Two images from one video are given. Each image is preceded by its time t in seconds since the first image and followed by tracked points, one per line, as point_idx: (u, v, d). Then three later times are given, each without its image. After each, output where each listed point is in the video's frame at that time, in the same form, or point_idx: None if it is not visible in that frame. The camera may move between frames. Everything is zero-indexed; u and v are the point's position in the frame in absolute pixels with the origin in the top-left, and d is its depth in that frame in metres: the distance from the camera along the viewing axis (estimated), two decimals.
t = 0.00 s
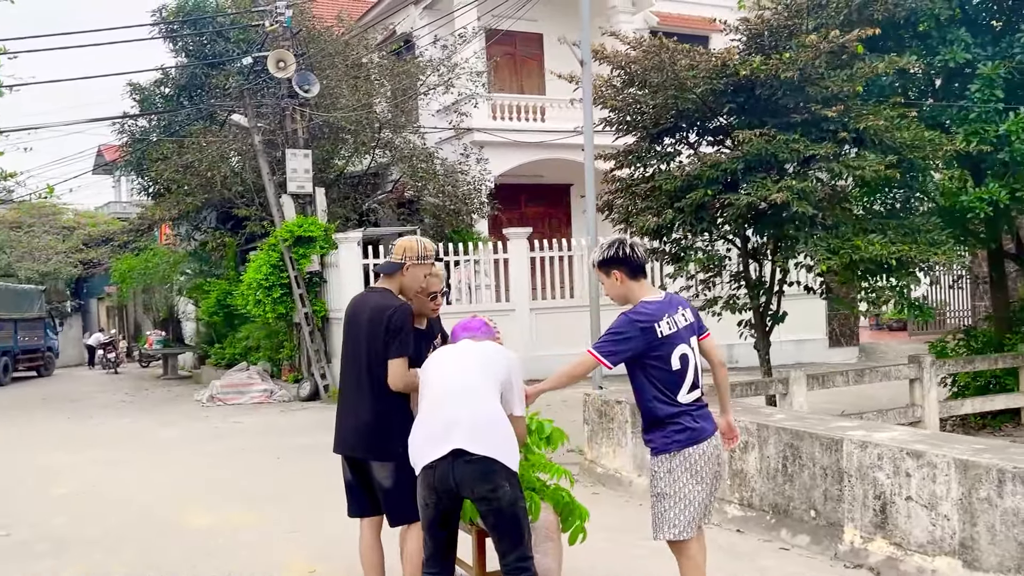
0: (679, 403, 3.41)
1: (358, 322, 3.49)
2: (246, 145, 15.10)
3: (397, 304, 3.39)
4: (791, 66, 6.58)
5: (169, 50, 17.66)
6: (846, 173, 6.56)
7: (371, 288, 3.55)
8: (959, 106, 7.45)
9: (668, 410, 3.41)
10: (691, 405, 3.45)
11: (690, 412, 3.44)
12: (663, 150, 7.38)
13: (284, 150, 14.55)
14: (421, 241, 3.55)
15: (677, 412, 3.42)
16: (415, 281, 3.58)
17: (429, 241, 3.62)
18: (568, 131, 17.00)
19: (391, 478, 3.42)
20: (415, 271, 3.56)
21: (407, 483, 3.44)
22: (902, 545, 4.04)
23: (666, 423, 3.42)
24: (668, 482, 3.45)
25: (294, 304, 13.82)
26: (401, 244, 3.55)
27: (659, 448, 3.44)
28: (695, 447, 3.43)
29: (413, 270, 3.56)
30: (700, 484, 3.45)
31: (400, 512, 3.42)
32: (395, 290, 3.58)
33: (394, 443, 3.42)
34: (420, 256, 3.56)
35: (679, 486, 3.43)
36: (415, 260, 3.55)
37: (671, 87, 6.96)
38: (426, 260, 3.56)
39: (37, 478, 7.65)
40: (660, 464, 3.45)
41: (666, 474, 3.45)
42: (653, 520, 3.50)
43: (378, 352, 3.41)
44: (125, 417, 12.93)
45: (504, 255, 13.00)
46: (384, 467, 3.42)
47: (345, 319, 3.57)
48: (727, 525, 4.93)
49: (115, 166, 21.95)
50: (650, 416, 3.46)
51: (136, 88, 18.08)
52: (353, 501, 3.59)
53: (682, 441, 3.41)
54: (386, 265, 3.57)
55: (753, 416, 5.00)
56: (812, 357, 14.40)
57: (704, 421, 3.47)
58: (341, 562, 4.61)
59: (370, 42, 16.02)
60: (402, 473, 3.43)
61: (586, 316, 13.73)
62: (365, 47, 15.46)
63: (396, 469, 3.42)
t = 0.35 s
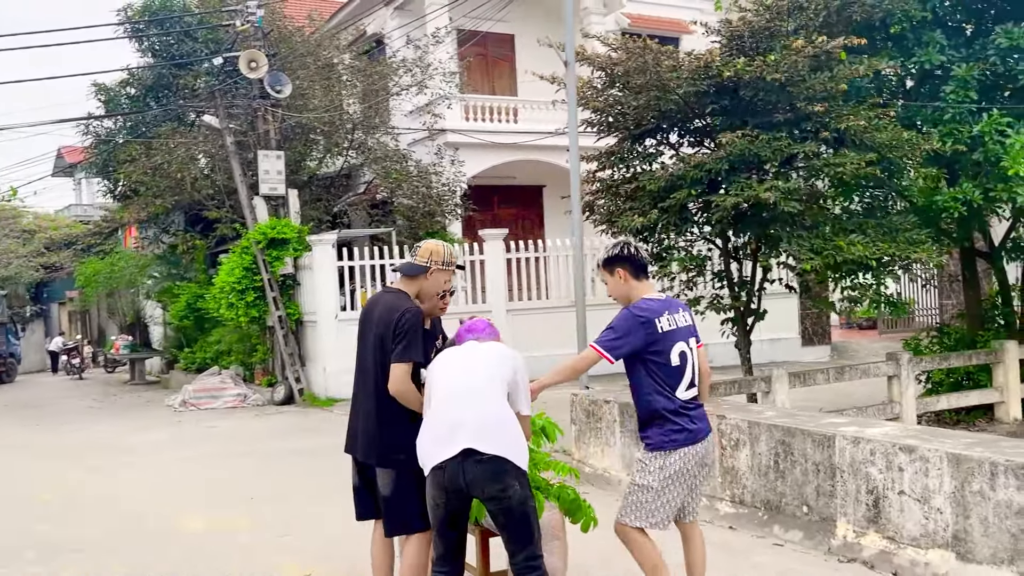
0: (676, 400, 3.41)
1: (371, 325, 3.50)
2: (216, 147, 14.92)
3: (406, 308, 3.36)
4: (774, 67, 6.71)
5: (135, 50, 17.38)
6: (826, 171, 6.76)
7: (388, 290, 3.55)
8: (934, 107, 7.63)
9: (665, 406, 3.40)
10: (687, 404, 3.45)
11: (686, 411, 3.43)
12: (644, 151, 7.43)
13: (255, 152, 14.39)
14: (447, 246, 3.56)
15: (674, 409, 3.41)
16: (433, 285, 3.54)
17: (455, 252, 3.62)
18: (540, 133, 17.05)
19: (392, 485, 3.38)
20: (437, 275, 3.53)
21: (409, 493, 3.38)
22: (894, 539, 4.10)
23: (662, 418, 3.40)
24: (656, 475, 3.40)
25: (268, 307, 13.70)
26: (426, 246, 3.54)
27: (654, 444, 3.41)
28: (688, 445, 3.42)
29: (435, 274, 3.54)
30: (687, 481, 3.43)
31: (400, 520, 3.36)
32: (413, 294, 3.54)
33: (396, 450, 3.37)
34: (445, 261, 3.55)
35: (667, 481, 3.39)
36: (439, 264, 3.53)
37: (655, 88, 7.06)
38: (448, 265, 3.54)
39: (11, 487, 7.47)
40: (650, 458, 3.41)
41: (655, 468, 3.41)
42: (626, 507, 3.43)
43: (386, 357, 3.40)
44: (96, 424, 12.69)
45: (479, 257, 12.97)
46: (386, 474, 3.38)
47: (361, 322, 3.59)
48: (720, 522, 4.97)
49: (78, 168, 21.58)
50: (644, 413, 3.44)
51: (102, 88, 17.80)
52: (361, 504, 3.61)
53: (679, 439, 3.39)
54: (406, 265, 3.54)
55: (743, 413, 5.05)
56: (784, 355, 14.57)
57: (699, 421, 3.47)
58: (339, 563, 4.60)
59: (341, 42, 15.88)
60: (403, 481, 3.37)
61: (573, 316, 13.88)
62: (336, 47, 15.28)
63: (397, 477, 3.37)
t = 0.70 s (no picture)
0: (651, 406, 3.38)
1: (372, 327, 3.50)
2: (199, 148, 14.87)
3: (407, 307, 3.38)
4: (760, 67, 6.78)
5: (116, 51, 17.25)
6: (812, 171, 6.83)
7: (385, 289, 3.55)
8: (917, 108, 7.70)
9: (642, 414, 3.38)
10: (665, 408, 3.41)
11: (663, 415, 3.40)
12: (630, 151, 7.47)
13: (239, 153, 14.33)
14: (443, 246, 3.60)
15: (651, 417, 3.39)
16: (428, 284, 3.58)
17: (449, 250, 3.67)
18: (523, 133, 17.08)
19: (405, 486, 3.39)
20: (434, 273, 3.57)
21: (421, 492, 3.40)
22: (885, 533, 4.15)
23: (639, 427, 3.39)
24: (637, 483, 3.41)
25: (252, 308, 13.65)
26: (424, 243, 3.57)
27: (636, 450, 3.41)
28: (667, 449, 3.40)
29: (432, 271, 3.57)
30: (669, 485, 3.44)
31: (413, 521, 3.37)
32: (409, 290, 3.56)
33: (408, 451, 3.38)
34: (441, 258, 3.60)
35: (649, 487, 3.41)
36: (437, 261, 3.57)
37: (642, 89, 7.09)
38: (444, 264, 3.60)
39: None
40: (630, 466, 3.41)
41: (635, 476, 3.41)
42: (614, 513, 3.46)
43: (390, 357, 3.41)
44: (78, 427, 12.57)
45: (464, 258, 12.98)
46: (399, 476, 3.39)
47: (360, 325, 3.59)
48: (711, 519, 5.01)
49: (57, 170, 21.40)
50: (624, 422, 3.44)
51: (82, 89, 17.65)
52: (371, 507, 3.62)
53: (659, 445, 3.38)
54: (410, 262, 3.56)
55: (733, 411, 5.10)
56: (768, 353, 14.68)
57: (679, 424, 3.44)
58: (335, 562, 4.61)
59: (324, 43, 15.85)
60: (415, 481, 3.39)
61: (559, 315, 13.91)
62: (319, 47, 15.22)
63: (410, 478, 3.38)
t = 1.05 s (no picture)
0: (648, 397, 3.42)
1: (347, 333, 3.56)
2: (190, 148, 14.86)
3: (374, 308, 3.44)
4: (751, 67, 6.83)
5: (106, 51, 17.20)
6: (803, 171, 6.88)
7: (355, 293, 3.61)
8: (906, 108, 7.76)
9: (643, 405, 3.41)
10: (659, 398, 3.47)
11: (658, 406, 3.45)
12: (623, 151, 7.51)
13: (231, 153, 14.31)
14: (408, 244, 3.67)
15: (650, 408, 3.42)
16: (419, 288, 3.49)
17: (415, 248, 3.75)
18: (515, 132, 17.13)
19: (398, 482, 3.41)
20: (400, 271, 3.64)
21: (415, 487, 3.42)
22: (876, 530, 4.20)
23: (642, 420, 3.39)
24: (644, 476, 3.40)
25: (244, 308, 13.63)
26: (388, 243, 3.65)
27: (643, 445, 3.38)
28: (667, 439, 3.44)
29: (398, 271, 3.66)
30: (670, 475, 3.46)
31: (410, 517, 3.39)
32: (376, 292, 3.65)
33: (394, 448, 3.41)
34: (406, 257, 3.67)
35: (657, 478, 3.41)
36: (401, 259, 3.65)
37: (634, 88, 7.13)
38: (409, 263, 3.66)
39: None
40: (635, 461, 3.39)
41: (643, 469, 3.39)
42: (617, 510, 3.44)
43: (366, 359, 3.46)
44: (71, 428, 12.55)
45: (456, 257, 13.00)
46: (389, 474, 3.42)
47: (336, 333, 3.66)
48: (704, 516, 5.04)
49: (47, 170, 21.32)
50: (621, 422, 3.42)
51: (71, 89, 17.58)
52: (365, 507, 3.62)
53: (663, 435, 3.41)
54: (370, 262, 3.66)
55: (726, 409, 5.13)
56: (759, 352, 14.76)
57: (670, 414, 3.50)
58: (331, 562, 4.62)
59: (315, 43, 15.83)
60: (407, 477, 3.41)
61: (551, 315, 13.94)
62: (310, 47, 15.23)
63: (402, 474, 3.41)
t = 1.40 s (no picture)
0: (637, 390, 3.45)
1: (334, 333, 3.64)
2: (195, 147, 14.90)
3: (356, 307, 3.52)
4: (755, 67, 6.83)
5: (111, 50, 17.23)
6: (807, 170, 6.89)
7: (342, 294, 3.70)
8: (910, 107, 7.77)
9: (632, 398, 3.43)
10: (648, 390, 3.50)
11: (647, 398, 3.47)
12: (627, 151, 7.52)
13: (235, 152, 14.33)
14: (390, 241, 3.74)
15: (640, 401, 3.44)
16: (422, 287, 3.50)
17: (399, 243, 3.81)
18: (519, 131, 17.15)
19: (391, 479, 3.45)
20: (386, 267, 3.73)
21: (409, 483, 3.45)
22: (878, 529, 4.20)
23: (632, 412, 3.42)
24: (638, 468, 3.42)
25: (248, 307, 13.65)
26: (370, 242, 3.73)
27: (635, 436, 3.40)
28: (657, 431, 3.46)
29: (384, 267, 3.74)
30: (664, 467, 3.48)
31: (405, 512, 3.42)
32: (364, 290, 3.73)
33: (382, 446, 3.46)
34: (390, 253, 3.74)
35: (650, 469, 3.42)
36: (385, 256, 3.73)
37: (638, 87, 7.15)
38: (394, 258, 3.75)
39: None
40: (627, 453, 3.41)
41: (635, 460, 3.41)
42: (613, 503, 3.45)
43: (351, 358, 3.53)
44: (75, 426, 12.58)
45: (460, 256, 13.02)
46: (381, 470, 3.46)
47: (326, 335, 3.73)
48: (707, 515, 5.05)
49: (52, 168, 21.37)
50: (612, 416, 3.45)
51: (76, 88, 17.61)
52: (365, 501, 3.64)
53: (653, 427, 3.43)
54: (355, 262, 3.75)
55: (729, 408, 5.15)
56: (762, 352, 14.77)
57: (659, 406, 3.52)
58: (333, 560, 4.62)
59: (319, 42, 15.87)
60: (399, 472, 3.45)
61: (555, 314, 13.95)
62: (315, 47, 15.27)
63: (393, 470, 3.45)
